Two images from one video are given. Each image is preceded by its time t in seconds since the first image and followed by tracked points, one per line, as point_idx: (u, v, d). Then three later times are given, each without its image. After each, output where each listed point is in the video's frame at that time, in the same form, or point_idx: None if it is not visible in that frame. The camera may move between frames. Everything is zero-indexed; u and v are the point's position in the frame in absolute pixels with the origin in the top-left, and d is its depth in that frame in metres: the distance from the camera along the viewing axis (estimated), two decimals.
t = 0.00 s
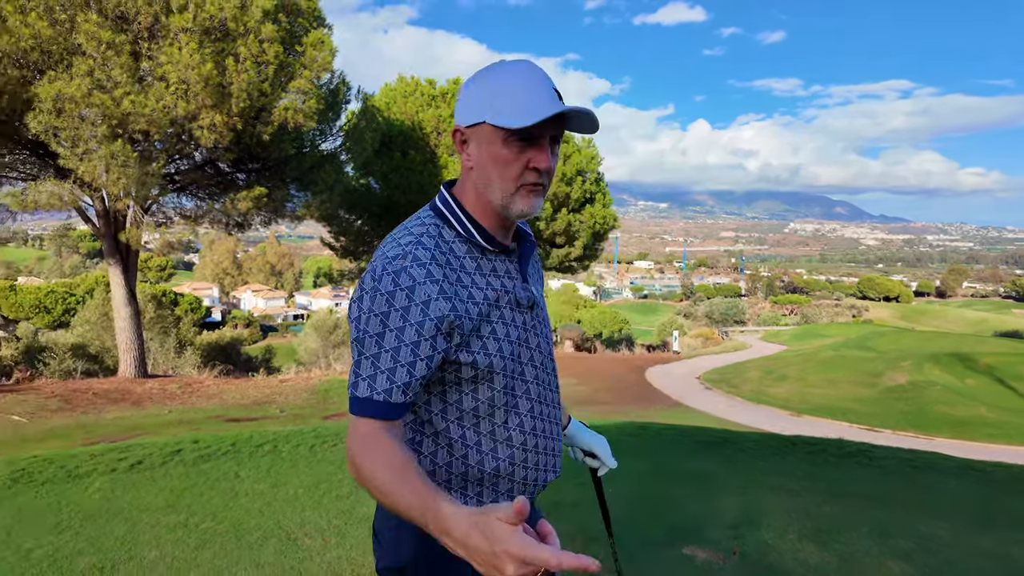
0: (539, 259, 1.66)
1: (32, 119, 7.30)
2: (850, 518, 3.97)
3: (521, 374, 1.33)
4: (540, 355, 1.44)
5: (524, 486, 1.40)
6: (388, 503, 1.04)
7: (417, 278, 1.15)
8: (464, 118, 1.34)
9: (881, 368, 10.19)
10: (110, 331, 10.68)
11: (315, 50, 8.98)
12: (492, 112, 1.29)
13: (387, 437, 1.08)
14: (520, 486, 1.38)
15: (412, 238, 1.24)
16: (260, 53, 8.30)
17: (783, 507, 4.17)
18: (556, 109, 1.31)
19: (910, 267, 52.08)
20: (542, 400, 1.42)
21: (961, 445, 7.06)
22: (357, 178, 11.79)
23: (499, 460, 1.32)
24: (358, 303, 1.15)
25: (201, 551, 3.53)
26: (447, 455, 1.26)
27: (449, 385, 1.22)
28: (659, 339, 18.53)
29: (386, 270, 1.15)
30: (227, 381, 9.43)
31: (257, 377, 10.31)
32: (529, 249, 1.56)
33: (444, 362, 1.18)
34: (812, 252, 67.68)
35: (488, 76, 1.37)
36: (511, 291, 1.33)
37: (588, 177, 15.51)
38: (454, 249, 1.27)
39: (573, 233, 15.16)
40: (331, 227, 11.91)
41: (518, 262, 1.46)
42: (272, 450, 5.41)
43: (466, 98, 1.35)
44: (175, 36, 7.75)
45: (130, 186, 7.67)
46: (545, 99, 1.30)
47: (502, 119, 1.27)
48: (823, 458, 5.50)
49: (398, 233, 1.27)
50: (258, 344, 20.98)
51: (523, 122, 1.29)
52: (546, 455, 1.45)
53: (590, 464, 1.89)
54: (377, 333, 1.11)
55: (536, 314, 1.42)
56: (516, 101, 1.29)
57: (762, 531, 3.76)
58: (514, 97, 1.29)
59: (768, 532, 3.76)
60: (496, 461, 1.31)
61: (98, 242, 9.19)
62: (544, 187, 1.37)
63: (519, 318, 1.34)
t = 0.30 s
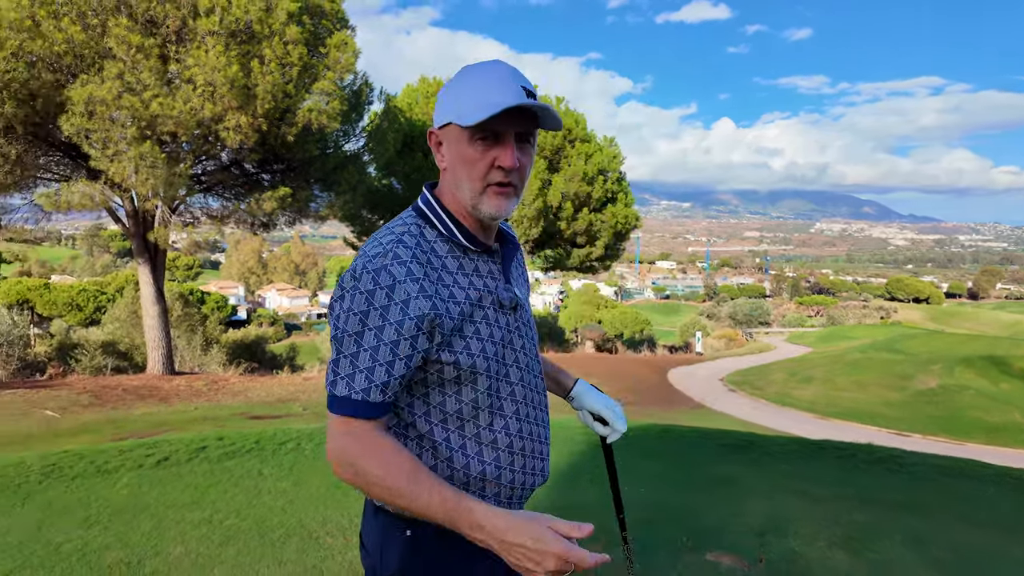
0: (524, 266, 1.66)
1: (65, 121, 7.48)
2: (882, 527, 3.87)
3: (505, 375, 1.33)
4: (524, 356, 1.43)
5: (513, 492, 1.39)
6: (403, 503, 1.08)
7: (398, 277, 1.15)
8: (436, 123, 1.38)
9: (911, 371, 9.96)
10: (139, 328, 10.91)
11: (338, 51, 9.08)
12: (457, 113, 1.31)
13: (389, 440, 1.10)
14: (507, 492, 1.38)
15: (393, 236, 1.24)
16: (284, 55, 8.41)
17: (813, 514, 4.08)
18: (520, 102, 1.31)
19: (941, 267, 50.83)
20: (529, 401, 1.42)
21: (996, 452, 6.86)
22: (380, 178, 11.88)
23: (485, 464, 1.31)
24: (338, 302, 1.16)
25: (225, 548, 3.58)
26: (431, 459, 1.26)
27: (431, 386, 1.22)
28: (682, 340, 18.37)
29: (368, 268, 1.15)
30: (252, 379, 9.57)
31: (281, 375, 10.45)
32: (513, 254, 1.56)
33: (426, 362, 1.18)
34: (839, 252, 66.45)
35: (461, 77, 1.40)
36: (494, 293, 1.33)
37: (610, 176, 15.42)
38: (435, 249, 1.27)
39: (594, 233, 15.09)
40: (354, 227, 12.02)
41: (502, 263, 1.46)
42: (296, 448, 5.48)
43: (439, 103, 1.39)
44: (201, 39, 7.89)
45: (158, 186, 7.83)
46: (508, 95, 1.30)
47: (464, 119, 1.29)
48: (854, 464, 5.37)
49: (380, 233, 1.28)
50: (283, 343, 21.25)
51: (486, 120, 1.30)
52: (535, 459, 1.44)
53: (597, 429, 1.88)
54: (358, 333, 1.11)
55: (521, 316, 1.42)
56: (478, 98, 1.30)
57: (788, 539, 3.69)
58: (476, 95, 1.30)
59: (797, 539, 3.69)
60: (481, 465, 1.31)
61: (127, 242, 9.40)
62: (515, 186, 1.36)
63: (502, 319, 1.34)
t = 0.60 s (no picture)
0: (522, 271, 1.67)
1: (105, 123, 7.70)
2: (927, 539, 3.77)
3: (499, 371, 1.34)
4: (516, 354, 1.45)
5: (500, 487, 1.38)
6: (479, 476, 1.19)
7: (411, 264, 1.18)
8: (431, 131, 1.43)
9: (951, 376, 9.66)
10: (174, 326, 11.16)
11: (368, 52, 9.19)
12: (443, 116, 1.35)
13: (450, 424, 1.16)
14: (496, 489, 1.38)
15: (399, 227, 1.27)
16: (315, 56, 8.52)
17: (854, 524, 4.00)
18: (502, 102, 1.31)
19: (981, 269, 49.25)
20: (520, 399, 1.43)
21: None
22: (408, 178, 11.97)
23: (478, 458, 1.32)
24: (351, 290, 1.18)
25: (258, 545, 3.65)
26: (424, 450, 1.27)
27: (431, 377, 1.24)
28: (711, 342, 18.11)
29: (383, 256, 1.18)
30: (283, 376, 9.73)
31: (310, 372, 10.60)
32: (511, 257, 1.57)
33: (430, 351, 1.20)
34: (874, 253, 64.77)
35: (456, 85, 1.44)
36: (488, 291, 1.34)
37: (638, 176, 15.30)
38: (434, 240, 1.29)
39: (622, 232, 14.99)
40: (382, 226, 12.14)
41: (496, 264, 1.47)
42: (325, 447, 5.55)
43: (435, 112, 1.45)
44: (235, 42, 8.05)
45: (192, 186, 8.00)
46: (490, 95, 1.31)
47: (448, 120, 1.32)
48: (895, 473, 5.23)
49: (382, 225, 1.30)
50: (312, 340, 21.57)
51: (470, 120, 1.33)
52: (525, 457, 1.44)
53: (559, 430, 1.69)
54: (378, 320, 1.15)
55: (512, 316, 1.43)
56: (462, 99, 1.33)
57: (823, 548, 3.64)
58: (460, 97, 1.33)
59: (836, 550, 3.62)
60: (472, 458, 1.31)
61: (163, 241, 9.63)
62: (502, 185, 1.37)
63: (497, 315, 1.36)
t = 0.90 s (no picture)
0: (540, 277, 1.67)
1: (145, 127, 7.91)
2: (979, 554, 3.70)
3: (517, 374, 1.34)
4: (530, 357, 1.45)
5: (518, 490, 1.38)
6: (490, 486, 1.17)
7: (435, 261, 1.19)
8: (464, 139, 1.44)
9: (995, 382, 9.35)
10: (209, 323, 11.43)
11: (398, 55, 9.30)
12: (475, 127, 1.35)
13: (467, 427, 1.15)
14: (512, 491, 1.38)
15: (423, 227, 1.28)
16: (348, 59, 8.64)
17: (900, 538, 3.93)
18: (534, 117, 1.31)
19: None
20: (536, 404, 1.43)
21: None
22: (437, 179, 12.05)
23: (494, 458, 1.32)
24: (377, 284, 1.19)
25: (296, 543, 3.72)
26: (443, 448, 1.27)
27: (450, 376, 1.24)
28: (742, 345, 17.84)
29: (408, 253, 1.19)
30: (314, 374, 9.89)
31: (340, 371, 10.74)
32: (528, 261, 1.57)
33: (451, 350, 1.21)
34: (912, 254, 62.99)
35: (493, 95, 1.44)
36: (506, 296, 1.34)
37: (667, 176, 15.14)
38: (454, 239, 1.29)
39: (651, 233, 14.85)
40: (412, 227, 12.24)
41: (515, 270, 1.47)
42: (357, 446, 5.63)
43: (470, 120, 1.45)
44: (270, 45, 8.21)
45: (228, 187, 8.19)
46: (523, 108, 1.31)
47: (479, 132, 1.33)
48: (940, 484, 5.10)
49: (407, 225, 1.31)
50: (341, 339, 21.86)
51: (501, 132, 1.32)
52: (540, 460, 1.44)
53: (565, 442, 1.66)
54: (405, 315, 1.15)
55: (528, 320, 1.43)
56: (495, 111, 1.32)
57: (868, 561, 3.61)
58: (492, 108, 1.33)
59: (882, 564, 3.59)
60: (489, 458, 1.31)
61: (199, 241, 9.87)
62: (529, 198, 1.37)
63: (514, 320, 1.36)
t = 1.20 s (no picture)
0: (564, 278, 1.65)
1: (190, 131, 8.16)
2: None
3: (545, 374, 1.32)
4: (561, 356, 1.43)
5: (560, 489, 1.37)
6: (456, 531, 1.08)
7: (449, 267, 1.18)
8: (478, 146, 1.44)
9: None
10: (249, 322, 11.72)
11: (434, 58, 9.38)
12: (488, 128, 1.35)
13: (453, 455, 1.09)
14: (554, 489, 1.36)
15: (444, 232, 1.28)
16: (384, 63, 8.75)
17: (953, 554, 3.79)
18: (546, 110, 1.31)
19: None
20: (569, 399, 1.42)
21: None
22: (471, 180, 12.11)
23: (530, 457, 1.31)
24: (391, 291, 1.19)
25: (333, 541, 3.78)
26: (478, 451, 1.25)
27: (477, 379, 1.23)
28: (780, 348, 17.43)
29: (422, 259, 1.19)
30: (350, 372, 10.05)
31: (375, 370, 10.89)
32: (552, 261, 1.55)
33: (474, 351, 1.20)
34: (961, 255, 60.59)
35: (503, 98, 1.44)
36: (534, 294, 1.33)
37: (704, 176, 14.90)
38: (474, 243, 1.27)
39: (687, 234, 14.64)
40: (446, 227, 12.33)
41: (540, 268, 1.46)
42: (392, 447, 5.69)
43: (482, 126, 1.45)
44: (309, 50, 8.38)
45: (269, 190, 8.39)
46: (537, 102, 1.32)
47: (494, 132, 1.33)
48: (994, 497, 4.89)
49: (428, 234, 1.31)
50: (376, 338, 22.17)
51: (515, 129, 1.33)
52: (578, 458, 1.42)
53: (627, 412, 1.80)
54: (417, 321, 1.14)
55: (557, 319, 1.42)
56: (507, 109, 1.33)
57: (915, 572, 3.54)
58: (504, 108, 1.33)
59: None
60: (524, 459, 1.30)
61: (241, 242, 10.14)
62: (551, 192, 1.36)
63: (542, 320, 1.35)
